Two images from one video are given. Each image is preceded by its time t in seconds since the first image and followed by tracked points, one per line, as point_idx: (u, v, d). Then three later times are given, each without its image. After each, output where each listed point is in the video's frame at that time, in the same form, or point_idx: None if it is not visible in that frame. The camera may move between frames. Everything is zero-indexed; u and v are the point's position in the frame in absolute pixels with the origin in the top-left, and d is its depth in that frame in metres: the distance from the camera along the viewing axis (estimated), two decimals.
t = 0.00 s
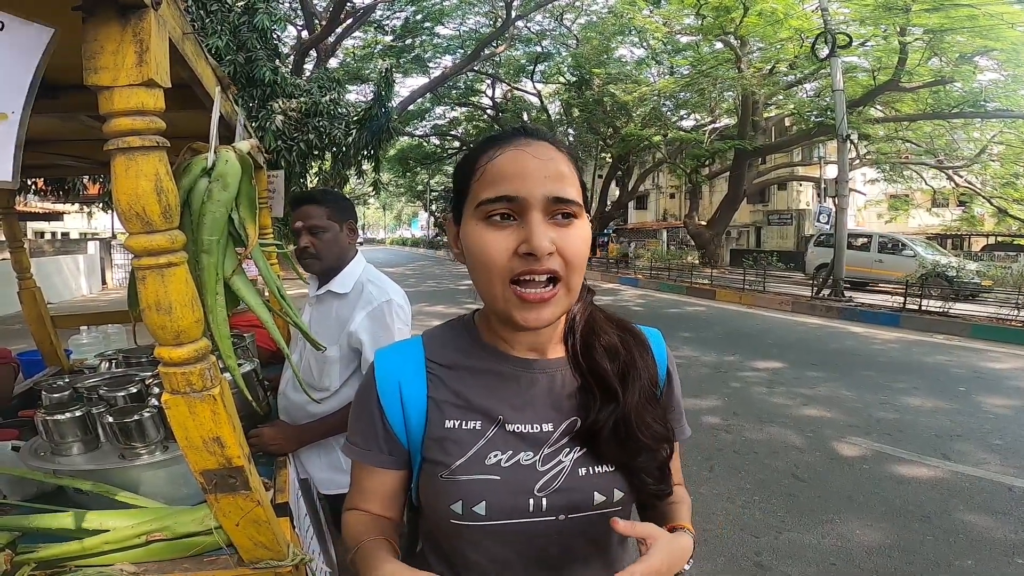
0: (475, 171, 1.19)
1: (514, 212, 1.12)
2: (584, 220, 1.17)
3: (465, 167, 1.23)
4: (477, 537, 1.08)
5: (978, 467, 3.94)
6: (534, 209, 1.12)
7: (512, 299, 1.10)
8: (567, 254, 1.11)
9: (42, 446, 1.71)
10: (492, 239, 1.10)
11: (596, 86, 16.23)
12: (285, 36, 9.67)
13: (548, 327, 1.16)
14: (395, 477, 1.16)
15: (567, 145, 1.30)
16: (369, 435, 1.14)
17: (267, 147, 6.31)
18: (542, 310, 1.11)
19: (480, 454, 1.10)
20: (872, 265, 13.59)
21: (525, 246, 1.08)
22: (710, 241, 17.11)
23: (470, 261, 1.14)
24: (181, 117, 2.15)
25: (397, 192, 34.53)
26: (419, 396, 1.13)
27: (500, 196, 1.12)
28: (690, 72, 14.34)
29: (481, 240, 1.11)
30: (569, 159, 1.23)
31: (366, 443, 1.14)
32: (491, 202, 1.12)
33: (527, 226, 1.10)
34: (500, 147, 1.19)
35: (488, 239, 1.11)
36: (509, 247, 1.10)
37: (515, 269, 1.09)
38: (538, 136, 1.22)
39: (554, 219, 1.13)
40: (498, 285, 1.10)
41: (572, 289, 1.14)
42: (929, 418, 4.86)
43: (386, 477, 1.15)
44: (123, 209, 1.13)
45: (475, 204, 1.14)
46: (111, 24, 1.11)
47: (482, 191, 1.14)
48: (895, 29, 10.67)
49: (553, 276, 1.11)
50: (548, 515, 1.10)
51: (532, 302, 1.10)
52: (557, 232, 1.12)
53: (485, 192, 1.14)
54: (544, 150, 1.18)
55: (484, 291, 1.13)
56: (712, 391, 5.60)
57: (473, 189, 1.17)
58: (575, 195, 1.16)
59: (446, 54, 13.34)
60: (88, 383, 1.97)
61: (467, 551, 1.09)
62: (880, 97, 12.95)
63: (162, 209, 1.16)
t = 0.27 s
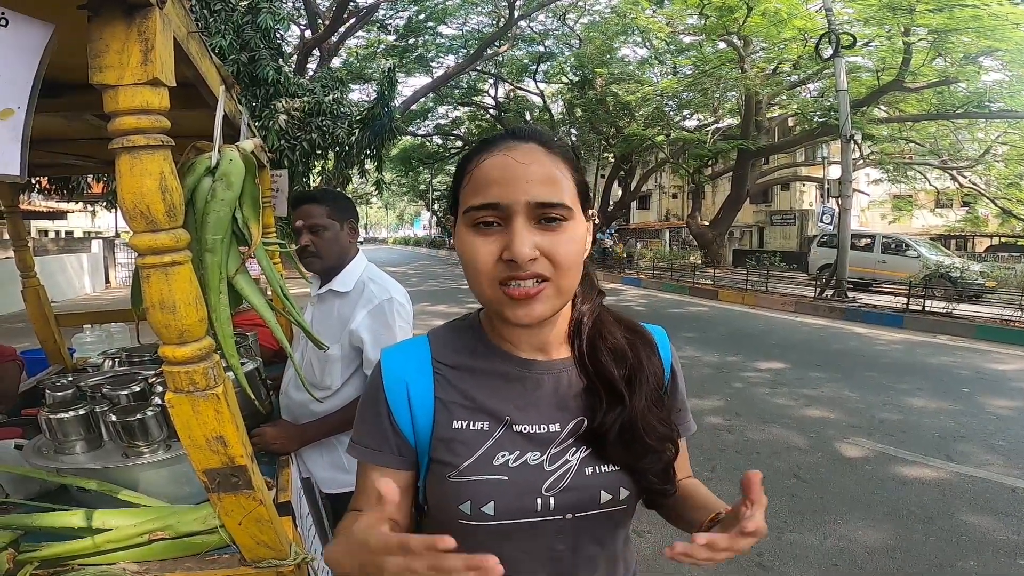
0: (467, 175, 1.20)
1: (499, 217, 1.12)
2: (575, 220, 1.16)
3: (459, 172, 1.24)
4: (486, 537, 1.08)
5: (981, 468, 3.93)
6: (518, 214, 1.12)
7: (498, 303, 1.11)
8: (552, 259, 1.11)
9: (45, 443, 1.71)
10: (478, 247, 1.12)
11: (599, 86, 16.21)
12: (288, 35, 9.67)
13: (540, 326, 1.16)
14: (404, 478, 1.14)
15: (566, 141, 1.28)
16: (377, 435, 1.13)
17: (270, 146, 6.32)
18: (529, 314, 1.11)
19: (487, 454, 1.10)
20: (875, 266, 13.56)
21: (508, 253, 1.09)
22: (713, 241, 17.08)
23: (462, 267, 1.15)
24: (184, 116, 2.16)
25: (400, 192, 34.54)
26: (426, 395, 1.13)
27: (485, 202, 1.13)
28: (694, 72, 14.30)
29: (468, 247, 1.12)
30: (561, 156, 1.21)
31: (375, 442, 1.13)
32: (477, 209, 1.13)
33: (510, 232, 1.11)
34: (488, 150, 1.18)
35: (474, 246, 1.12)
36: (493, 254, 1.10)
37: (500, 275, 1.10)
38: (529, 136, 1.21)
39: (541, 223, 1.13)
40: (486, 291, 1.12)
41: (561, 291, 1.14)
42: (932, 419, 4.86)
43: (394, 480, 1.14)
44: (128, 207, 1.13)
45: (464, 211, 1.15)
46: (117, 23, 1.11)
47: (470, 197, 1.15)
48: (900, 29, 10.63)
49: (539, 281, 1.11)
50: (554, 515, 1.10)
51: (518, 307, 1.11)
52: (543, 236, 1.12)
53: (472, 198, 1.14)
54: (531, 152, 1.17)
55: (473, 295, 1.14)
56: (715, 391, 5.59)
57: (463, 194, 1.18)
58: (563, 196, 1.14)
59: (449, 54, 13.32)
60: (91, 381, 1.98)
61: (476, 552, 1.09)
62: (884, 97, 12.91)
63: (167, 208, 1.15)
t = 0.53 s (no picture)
0: (467, 176, 1.19)
1: (502, 218, 1.12)
2: (578, 221, 1.16)
3: (459, 173, 1.23)
4: (482, 536, 1.08)
5: (981, 466, 3.93)
6: (522, 215, 1.11)
7: (503, 305, 1.11)
8: (557, 260, 1.10)
9: (43, 443, 1.71)
10: (481, 249, 1.11)
11: (598, 85, 16.20)
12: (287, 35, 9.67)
13: (543, 328, 1.16)
14: (400, 474, 1.15)
15: (567, 140, 1.27)
16: (374, 432, 1.14)
17: (270, 146, 6.31)
18: (534, 317, 1.11)
19: (483, 453, 1.10)
20: (875, 264, 13.56)
21: (512, 254, 1.08)
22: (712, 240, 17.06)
23: (464, 268, 1.15)
24: (182, 116, 2.15)
25: (399, 191, 34.53)
26: (423, 392, 1.14)
27: (487, 203, 1.12)
28: (693, 71, 14.28)
29: (471, 249, 1.12)
30: (563, 156, 1.21)
31: (372, 438, 1.14)
32: (480, 210, 1.13)
33: (514, 233, 1.10)
34: (489, 150, 1.18)
35: (477, 248, 1.12)
36: (497, 256, 1.10)
37: (505, 277, 1.10)
38: (530, 136, 1.20)
39: (544, 224, 1.12)
40: (491, 294, 1.11)
41: (565, 292, 1.13)
42: (932, 418, 4.86)
43: (391, 475, 1.15)
44: (124, 206, 1.13)
45: (465, 212, 1.15)
46: (112, 22, 1.11)
47: (472, 198, 1.15)
48: (899, 28, 10.62)
49: (543, 283, 1.10)
50: (550, 515, 1.10)
51: (523, 309, 1.11)
52: (547, 237, 1.11)
53: (474, 199, 1.14)
54: (533, 152, 1.17)
55: (477, 295, 1.14)
56: (715, 390, 5.60)
57: (464, 196, 1.18)
58: (565, 196, 1.14)
59: (448, 53, 13.32)
60: (89, 382, 1.97)
61: (473, 550, 1.09)
62: (884, 95, 12.91)
63: (163, 207, 1.15)
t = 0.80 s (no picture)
0: (468, 168, 1.20)
1: (502, 206, 1.12)
2: (578, 210, 1.15)
3: (459, 168, 1.24)
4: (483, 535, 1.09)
5: (981, 466, 3.92)
6: (522, 202, 1.11)
7: (503, 294, 1.11)
8: (557, 246, 1.10)
9: (44, 443, 1.71)
10: (482, 236, 1.11)
11: (599, 85, 16.18)
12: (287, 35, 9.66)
13: (545, 319, 1.15)
14: (402, 469, 1.18)
15: (567, 136, 1.29)
16: (375, 431, 1.17)
17: (270, 146, 6.31)
18: (536, 307, 1.11)
19: (485, 455, 1.10)
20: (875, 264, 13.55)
21: (511, 240, 1.08)
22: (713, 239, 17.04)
23: (465, 258, 1.15)
24: (182, 115, 2.15)
25: (399, 191, 34.53)
26: (427, 393, 1.14)
27: (487, 190, 1.13)
28: (693, 71, 14.27)
29: (471, 237, 1.12)
30: (563, 148, 1.22)
31: (374, 438, 1.16)
32: (480, 199, 1.13)
33: (513, 220, 1.10)
34: (490, 143, 1.19)
35: (477, 236, 1.11)
36: (498, 243, 1.10)
37: (505, 264, 1.09)
38: (529, 129, 1.22)
39: (544, 212, 1.12)
40: (492, 282, 1.11)
41: (567, 281, 1.12)
42: (933, 417, 4.85)
43: (394, 469, 1.18)
44: (124, 206, 1.13)
45: (465, 202, 1.16)
46: (112, 22, 1.11)
47: (471, 188, 1.15)
48: (900, 27, 10.62)
49: (543, 269, 1.09)
50: (552, 516, 1.11)
51: (523, 296, 1.10)
52: (546, 224, 1.11)
53: (474, 189, 1.15)
54: (533, 143, 1.18)
55: (478, 286, 1.14)
56: (715, 389, 5.59)
57: (465, 187, 1.18)
58: (566, 184, 1.14)
59: (448, 53, 13.32)
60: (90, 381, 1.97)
61: (474, 548, 1.11)
62: (885, 95, 12.90)
63: (163, 207, 1.15)
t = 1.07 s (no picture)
0: (470, 167, 1.20)
1: (505, 204, 1.12)
2: (580, 208, 1.15)
3: (461, 167, 1.24)
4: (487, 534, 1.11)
5: (981, 466, 3.92)
6: (525, 200, 1.11)
7: (505, 293, 1.11)
8: (560, 244, 1.10)
9: (44, 442, 1.71)
10: (484, 234, 1.11)
11: (599, 85, 16.18)
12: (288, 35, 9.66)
13: (547, 318, 1.15)
14: (409, 475, 1.14)
15: (568, 137, 1.29)
16: (385, 435, 1.14)
17: (270, 146, 6.31)
18: (537, 304, 1.11)
19: (488, 456, 1.10)
20: (875, 264, 13.55)
21: (514, 238, 1.08)
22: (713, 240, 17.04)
23: (467, 256, 1.15)
24: (182, 114, 2.15)
25: (400, 191, 34.54)
26: (432, 393, 1.13)
27: (490, 189, 1.13)
28: (693, 71, 14.27)
29: (474, 235, 1.12)
30: (565, 148, 1.22)
31: (385, 443, 1.13)
32: (482, 197, 1.13)
33: (517, 218, 1.10)
34: (493, 142, 1.19)
35: (479, 234, 1.12)
36: (500, 241, 1.10)
37: (507, 262, 1.09)
38: (531, 129, 1.22)
39: (547, 211, 1.12)
40: (494, 280, 1.11)
41: (569, 280, 1.12)
42: (933, 418, 4.85)
43: (403, 475, 1.14)
44: (124, 206, 1.13)
45: (468, 200, 1.15)
46: (112, 22, 1.11)
47: (474, 187, 1.15)
48: (900, 28, 10.62)
49: (546, 267, 1.09)
50: (554, 515, 1.12)
51: (526, 294, 1.10)
52: (550, 223, 1.11)
53: (476, 187, 1.15)
54: (535, 142, 1.18)
55: (480, 285, 1.14)
56: (715, 390, 5.59)
57: (467, 186, 1.18)
58: (568, 183, 1.14)
59: (448, 53, 13.32)
60: (90, 380, 1.97)
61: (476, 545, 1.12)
62: (885, 95, 12.90)
63: (164, 206, 1.15)
